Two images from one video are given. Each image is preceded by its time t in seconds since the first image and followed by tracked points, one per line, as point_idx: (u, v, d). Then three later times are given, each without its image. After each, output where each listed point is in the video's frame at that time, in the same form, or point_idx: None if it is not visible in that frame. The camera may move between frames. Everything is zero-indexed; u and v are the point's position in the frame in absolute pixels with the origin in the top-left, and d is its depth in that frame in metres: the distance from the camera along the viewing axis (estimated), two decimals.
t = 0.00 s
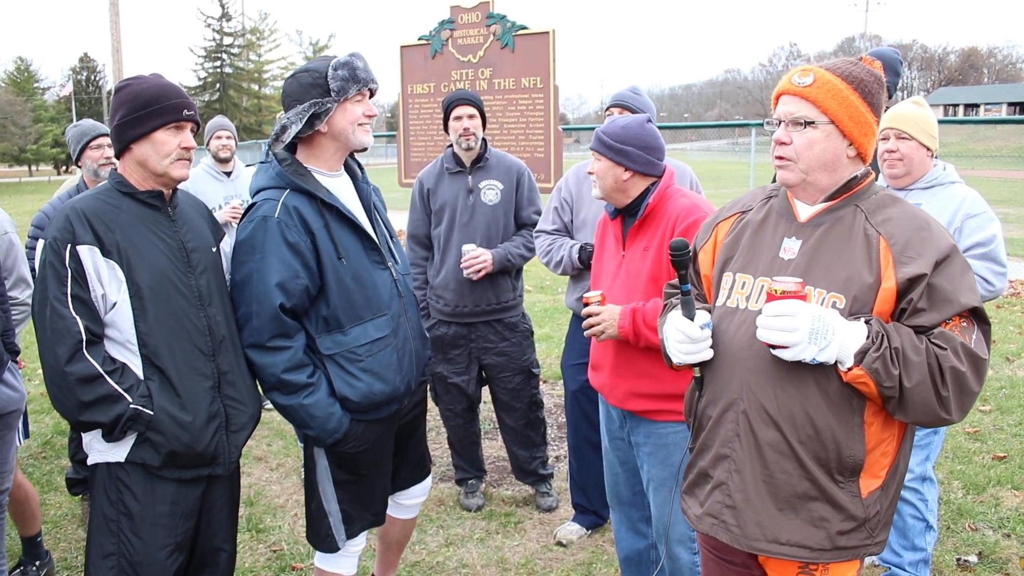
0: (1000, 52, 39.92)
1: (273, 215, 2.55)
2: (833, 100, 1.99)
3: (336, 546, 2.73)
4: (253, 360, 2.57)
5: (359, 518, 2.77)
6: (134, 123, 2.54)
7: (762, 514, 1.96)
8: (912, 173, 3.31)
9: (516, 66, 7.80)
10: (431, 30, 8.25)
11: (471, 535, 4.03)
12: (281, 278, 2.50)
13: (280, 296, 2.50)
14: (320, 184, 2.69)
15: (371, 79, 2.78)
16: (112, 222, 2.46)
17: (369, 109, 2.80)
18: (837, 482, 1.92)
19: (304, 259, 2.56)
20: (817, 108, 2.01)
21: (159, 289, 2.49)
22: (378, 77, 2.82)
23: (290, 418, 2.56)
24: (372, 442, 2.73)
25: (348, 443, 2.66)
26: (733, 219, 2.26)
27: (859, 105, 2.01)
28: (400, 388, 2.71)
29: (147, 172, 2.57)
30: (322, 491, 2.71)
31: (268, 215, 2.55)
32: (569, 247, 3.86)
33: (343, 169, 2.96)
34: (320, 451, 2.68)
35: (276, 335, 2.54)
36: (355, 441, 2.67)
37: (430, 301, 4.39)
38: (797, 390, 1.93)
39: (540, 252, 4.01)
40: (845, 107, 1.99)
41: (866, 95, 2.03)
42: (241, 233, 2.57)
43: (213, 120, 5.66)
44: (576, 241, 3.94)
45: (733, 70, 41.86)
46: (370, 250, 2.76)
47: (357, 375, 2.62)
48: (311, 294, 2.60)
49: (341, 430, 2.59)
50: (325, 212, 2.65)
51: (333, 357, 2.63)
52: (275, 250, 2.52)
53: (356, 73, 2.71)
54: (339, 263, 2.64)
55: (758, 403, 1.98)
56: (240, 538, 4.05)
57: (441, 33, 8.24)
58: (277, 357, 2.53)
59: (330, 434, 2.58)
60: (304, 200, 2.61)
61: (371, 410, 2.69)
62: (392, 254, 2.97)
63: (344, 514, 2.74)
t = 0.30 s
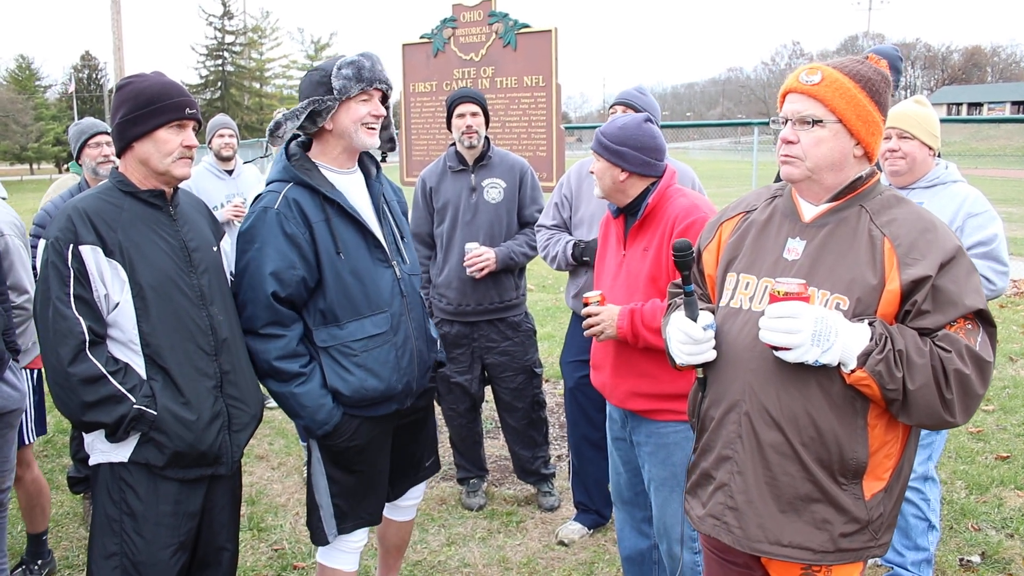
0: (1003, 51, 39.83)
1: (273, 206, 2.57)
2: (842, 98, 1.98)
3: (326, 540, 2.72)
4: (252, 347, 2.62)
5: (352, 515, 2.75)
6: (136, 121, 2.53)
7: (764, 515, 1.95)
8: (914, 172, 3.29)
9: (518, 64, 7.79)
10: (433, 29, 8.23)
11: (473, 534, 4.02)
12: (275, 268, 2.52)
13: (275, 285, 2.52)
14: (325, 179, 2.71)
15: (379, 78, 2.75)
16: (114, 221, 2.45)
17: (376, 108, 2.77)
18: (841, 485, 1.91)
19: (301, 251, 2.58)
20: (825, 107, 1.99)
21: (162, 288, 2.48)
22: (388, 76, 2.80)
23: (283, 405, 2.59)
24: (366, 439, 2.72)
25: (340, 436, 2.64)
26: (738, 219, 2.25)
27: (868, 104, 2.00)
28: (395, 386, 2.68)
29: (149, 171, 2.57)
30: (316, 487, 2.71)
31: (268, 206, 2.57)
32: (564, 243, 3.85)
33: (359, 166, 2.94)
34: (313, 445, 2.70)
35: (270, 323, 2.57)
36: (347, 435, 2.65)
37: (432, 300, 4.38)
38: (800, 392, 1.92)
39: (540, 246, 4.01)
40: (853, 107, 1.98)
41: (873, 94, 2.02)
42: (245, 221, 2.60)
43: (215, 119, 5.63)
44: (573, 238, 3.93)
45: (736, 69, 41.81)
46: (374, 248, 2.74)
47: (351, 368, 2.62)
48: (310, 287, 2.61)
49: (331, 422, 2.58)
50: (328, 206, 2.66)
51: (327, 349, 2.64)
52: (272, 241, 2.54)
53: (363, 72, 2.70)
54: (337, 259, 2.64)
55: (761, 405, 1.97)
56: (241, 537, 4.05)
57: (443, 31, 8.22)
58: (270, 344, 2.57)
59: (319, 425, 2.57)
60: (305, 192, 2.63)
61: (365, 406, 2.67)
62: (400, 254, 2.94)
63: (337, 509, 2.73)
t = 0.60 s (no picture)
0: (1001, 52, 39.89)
1: (298, 201, 2.58)
2: (844, 100, 1.98)
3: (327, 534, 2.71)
4: (262, 335, 2.60)
5: (359, 509, 2.74)
6: (134, 123, 2.53)
7: (763, 518, 1.95)
8: (913, 173, 3.30)
9: (517, 65, 7.78)
10: (432, 30, 8.23)
11: (471, 535, 4.02)
12: (294, 261, 2.52)
13: (293, 278, 2.52)
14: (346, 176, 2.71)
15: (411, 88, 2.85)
16: (111, 224, 2.45)
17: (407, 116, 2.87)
18: (840, 488, 1.91)
19: (322, 245, 2.58)
20: (828, 108, 1.99)
21: (159, 292, 2.48)
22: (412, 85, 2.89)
23: (291, 395, 2.61)
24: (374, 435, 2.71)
25: (347, 429, 2.65)
26: (738, 220, 2.25)
27: (870, 106, 2.00)
28: (404, 381, 2.68)
29: (146, 173, 2.56)
30: (321, 479, 2.71)
31: (294, 202, 2.58)
32: (562, 240, 3.85)
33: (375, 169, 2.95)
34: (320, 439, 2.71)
35: (284, 315, 2.56)
36: (354, 429, 2.66)
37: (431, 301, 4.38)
38: (800, 395, 1.92)
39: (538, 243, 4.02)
40: (855, 108, 1.98)
41: (875, 96, 2.02)
42: (268, 214, 2.60)
43: (215, 119, 5.62)
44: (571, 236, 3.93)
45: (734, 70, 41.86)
46: (390, 246, 2.75)
47: (361, 363, 2.62)
48: (326, 282, 2.61)
49: (338, 415, 2.60)
50: (350, 204, 2.66)
51: (339, 343, 2.63)
52: (294, 234, 2.55)
53: (405, 81, 2.78)
54: (356, 255, 2.64)
55: (761, 407, 1.96)
56: (239, 539, 4.04)
57: (441, 32, 8.21)
58: (282, 336, 2.56)
59: (325, 418, 2.59)
60: (329, 189, 2.64)
61: (374, 401, 2.66)
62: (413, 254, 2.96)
63: (342, 502, 2.72)
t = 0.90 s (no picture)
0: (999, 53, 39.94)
1: (329, 197, 2.60)
2: (845, 101, 1.98)
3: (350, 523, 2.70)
4: (290, 327, 2.57)
5: (379, 503, 2.74)
6: (129, 123, 2.52)
7: (765, 520, 1.95)
8: (913, 174, 3.30)
9: (517, 66, 7.78)
10: (431, 31, 8.22)
11: (470, 536, 4.02)
12: (328, 254, 2.55)
13: (326, 271, 2.54)
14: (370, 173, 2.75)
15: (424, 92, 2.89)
16: (106, 226, 2.44)
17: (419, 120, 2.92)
18: (841, 489, 1.91)
19: (351, 239, 2.61)
20: (829, 109, 1.99)
21: (155, 294, 2.48)
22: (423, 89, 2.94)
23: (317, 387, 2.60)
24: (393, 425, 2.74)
25: (369, 421, 2.66)
26: (739, 221, 2.25)
27: (871, 107, 2.00)
28: (424, 372, 2.73)
29: (142, 173, 2.56)
30: (345, 471, 2.70)
31: (325, 197, 2.59)
32: (560, 244, 3.86)
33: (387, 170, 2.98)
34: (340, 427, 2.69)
35: (317, 307, 2.56)
36: (376, 419, 2.68)
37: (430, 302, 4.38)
38: (801, 396, 1.92)
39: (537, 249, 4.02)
40: (856, 109, 1.98)
41: (876, 97, 2.02)
42: (296, 210, 2.60)
43: (216, 119, 5.61)
44: (569, 239, 3.93)
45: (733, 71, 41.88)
46: (409, 242, 2.80)
47: (386, 353, 2.66)
48: (353, 275, 2.64)
49: (364, 406, 2.61)
50: (375, 201, 2.71)
51: (365, 335, 2.67)
52: (326, 229, 2.57)
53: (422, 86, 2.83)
54: (382, 249, 2.69)
55: (762, 409, 1.96)
56: (238, 539, 4.04)
57: (440, 32, 8.20)
58: (314, 328, 2.55)
59: (351, 409, 2.60)
60: (357, 186, 2.68)
61: (394, 391, 2.70)
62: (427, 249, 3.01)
63: (364, 494, 2.72)
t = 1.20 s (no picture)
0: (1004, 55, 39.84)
1: (338, 198, 2.61)
2: (850, 105, 1.99)
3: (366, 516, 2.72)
4: (299, 326, 2.58)
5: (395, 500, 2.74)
6: (133, 128, 2.54)
7: (770, 523, 1.95)
8: (919, 177, 3.30)
9: (522, 69, 7.81)
10: (436, 35, 8.25)
11: (476, 539, 4.02)
12: (336, 253, 2.56)
13: (333, 270, 2.56)
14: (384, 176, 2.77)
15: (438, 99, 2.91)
16: (110, 231, 2.45)
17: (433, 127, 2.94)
18: (847, 493, 1.91)
19: (360, 240, 2.63)
20: (834, 113, 2.00)
21: (160, 299, 2.49)
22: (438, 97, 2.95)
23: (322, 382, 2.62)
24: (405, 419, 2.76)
25: (375, 416, 2.69)
26: (744, 225, 2.25)
27: (876, 111, 2.00)
28: (429, 371, 2.74)
29: (147, 178, 2.57)
30: (356, 467, 2.72)
31: (334, 198, 2.61)
32: (571, 251, 3.86)
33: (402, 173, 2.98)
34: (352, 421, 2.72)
35: (323, 304, 2.58)
36: (383, 415, 2.70)
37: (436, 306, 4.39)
38: (806, 400, 1.92)
39: (546, 255, 4.00)
40: (861, 113, 1.99)
41: (883, 102, 2.03)
42: (308, 210, 2.62)
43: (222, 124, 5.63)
44: (579, 246, 3.94)
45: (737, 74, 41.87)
46: (418, 244, 2.81)
47: (391, 351, 2.67)
48: (360, 275, 2.66)
49: (367, 399, 2.63)
50: (383, 204, 2.72)
51: (371, 334, 2.69)
52: (334, 229, 2.58)
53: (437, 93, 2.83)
54: (389, 250, 2.69)
55: (768, 412, 1.96)
56: (244, 542, 4.05)
57: (445, 37, 8.19)
58: (320, 324, 2.57)
59: (356, 403, 2.61)
60: (367, 189, 2.70)
61: (400, 388, 2.70)
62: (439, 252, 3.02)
63: (377, 487, 2.72)
